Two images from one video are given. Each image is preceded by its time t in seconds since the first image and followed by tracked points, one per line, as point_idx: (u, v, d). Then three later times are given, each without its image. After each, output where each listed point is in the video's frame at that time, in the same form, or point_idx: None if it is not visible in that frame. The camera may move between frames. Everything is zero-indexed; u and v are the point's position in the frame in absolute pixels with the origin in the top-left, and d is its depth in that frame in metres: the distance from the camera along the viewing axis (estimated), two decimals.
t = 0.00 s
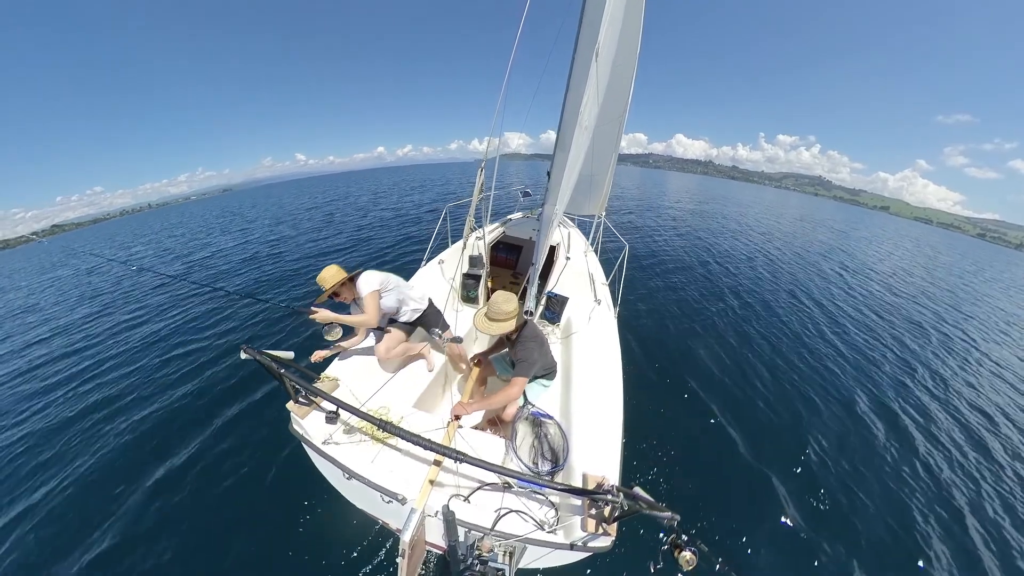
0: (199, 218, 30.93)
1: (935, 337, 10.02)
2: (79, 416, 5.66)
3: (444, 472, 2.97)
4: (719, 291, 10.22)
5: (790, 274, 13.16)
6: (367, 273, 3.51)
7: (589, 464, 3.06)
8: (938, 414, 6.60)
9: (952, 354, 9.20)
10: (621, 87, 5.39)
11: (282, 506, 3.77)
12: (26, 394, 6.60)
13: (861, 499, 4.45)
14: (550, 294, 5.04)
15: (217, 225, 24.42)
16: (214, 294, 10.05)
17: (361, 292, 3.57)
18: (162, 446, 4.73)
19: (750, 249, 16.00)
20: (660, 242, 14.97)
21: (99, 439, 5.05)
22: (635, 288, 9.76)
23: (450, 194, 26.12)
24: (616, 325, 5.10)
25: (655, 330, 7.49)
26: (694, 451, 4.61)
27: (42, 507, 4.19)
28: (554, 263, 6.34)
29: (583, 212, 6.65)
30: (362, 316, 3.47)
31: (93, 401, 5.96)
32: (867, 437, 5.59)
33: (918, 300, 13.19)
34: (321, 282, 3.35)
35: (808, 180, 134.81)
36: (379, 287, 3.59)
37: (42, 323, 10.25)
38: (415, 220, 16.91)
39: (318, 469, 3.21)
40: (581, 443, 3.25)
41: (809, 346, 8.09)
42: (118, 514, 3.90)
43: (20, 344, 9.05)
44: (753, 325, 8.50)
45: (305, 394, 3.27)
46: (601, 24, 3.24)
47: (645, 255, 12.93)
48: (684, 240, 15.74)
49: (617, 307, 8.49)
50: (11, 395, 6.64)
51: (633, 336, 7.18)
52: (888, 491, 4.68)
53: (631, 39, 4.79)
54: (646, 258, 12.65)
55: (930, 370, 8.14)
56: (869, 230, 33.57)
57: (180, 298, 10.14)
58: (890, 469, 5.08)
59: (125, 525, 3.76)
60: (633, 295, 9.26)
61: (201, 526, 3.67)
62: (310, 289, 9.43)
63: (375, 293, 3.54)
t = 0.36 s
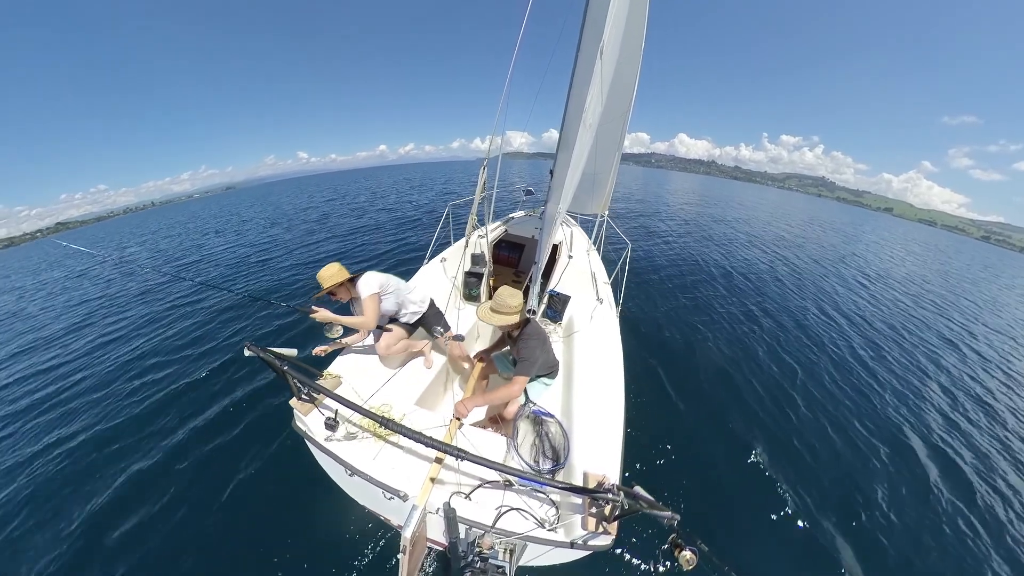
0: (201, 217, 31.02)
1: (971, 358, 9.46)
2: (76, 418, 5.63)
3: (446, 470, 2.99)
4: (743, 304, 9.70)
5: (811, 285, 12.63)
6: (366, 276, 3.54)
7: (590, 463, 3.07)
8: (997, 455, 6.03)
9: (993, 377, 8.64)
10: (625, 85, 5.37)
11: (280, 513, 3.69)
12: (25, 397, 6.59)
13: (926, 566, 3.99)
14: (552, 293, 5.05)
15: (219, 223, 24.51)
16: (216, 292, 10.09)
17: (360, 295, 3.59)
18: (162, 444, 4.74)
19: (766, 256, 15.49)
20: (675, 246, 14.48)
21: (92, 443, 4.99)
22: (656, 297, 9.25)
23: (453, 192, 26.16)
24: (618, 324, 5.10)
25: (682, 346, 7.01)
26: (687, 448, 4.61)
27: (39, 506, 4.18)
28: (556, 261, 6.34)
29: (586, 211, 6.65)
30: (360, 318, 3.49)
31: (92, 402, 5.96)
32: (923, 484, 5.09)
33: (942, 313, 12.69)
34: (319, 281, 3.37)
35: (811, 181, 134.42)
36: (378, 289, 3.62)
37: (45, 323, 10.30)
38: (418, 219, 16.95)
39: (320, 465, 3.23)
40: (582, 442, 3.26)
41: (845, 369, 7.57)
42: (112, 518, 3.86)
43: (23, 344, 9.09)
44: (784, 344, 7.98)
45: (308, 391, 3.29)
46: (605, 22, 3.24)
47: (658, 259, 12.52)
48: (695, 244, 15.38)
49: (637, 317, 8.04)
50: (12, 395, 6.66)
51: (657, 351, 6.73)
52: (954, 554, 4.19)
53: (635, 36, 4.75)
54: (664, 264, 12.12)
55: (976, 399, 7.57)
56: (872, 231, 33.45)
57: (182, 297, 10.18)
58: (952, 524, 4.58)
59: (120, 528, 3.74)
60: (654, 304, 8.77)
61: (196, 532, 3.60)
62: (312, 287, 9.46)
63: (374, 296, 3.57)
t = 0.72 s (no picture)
0: (205, 215, 31.15)
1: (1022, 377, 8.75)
2: (79, 417, 5.67)
3: (449, 465, 3.00)
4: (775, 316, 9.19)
5: (841, 294, 12.05)
6: (366, 277, 3.56)
7: (592, 459, 3.09)
8: None
9: None
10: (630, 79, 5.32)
11: (289, 514, 3.73)
12: (30, 394, 6.64)
13: None
14: (556, 289, 5.05)
15: (224, 221, 24.64)
16: (220, 290, 10.15)
17: (363, 295, 3.60)
18: (165, 444, 4.78)
19: (790, 261, 14.93)
20: (696, 250, 14.01)
21: (96, 443, 5.02)
22: (683, 305, 8.81)
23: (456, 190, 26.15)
24: (621, 321, 5.10)
25: (716, 362, 6.57)
26: (686, 446, 4.63)
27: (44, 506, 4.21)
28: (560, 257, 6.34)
29: (590, 207, 6.65)
30: (363, 321, 3.50)
31: (96, 400, 6.01)
32: (991, 530, 4.60)
33: (981, 325, 12.02)
34: (319, 280, 3.40)
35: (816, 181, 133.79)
36: (379, 290, 3.64)
37: (51, 320, 10.38)
38: (421, 217, 16.98)
39: (325, 459, 3.26)
40: (585, 437, 3.28)
41: (890, 390, 7.05)
42: (114, 520, 3.89)
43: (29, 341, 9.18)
44: (823, 361, 7.48)
45: (312, 387, 3.32)
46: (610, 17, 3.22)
47: (679, 263, 12.10)
48: (715, 247, 14.91)
49: (666, 326, 7.61)
50: (19, 392, 6.73)
51: (688, 365, 6.34)
52: None
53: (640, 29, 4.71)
54: (688, 269, 11.63)
55: None
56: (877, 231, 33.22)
57: (186, 294, 10.24)
58: None
59: (123, 529, 3.79)
60: (681, 313, 8.33)
61: (201, 534, 3.63)
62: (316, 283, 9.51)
63: (376, 298, 3.57)
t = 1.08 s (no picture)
0: (208, 212, 31.23)
1: None
2: (83, 412, 5.69)
3: (451, 462, 3.02)
4: (805, 329, 8.78)
5: (871, 306, 11.53)
6: (369, 275, 3.58)
7: (594, 458, 3.10)
8: None
9: None
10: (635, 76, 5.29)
11: (294, 504, 3.71)
12: (36, 388, 6.70)
13: None
14: (559, 287, 5.06)
15: (226, 218, 24.68)
16: (223, 285, 10.16)
17: (365, 294, 3.62)
18: (168, 439, 4.79)
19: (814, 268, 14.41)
20: (719, 255, 13.57)
21: (99, 438, 5.03)
22: (711, 314, 8.46)
23: (460, 187, 26.15)
24: (624, 319, 5.10)
25: (748, 379, 6.25)
26: (685, 445, 4.64)
27: (47, 501, 4.23)
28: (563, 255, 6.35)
29: (594, 205, 6.63)
30: (365, 320, 3.53)
31: (100, 395, 6.02)
32: None
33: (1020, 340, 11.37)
34: (322, 278, 3.43)
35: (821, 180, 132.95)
36: (381, 289, 3.66)
37: (54, 315, 10.42)
38: (424, 213, 16.98)
39: (328, 453, 3.29)
40: (587, 435, 3.29)
41: (931, 415, 6.64)
42: (116, 514, 3.90)
43: (33, 337, 9.23)
44: (858, 381, 7.09)
45: (316, 382, 3.34)
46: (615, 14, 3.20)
47: (699, 267, 11.69)
48: (736, 252, 14.47)
49: (694, 337, 7.28)
50: (26, 385, 6.80)
51: (718, 380, 6.03)
52: None
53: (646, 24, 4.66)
54: (713, 275, 11.23)
55: None
56: (882, 231, 32.98)
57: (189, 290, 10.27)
58: None
59: (125, 524, 3.79)
60: (709, 322, 7.99)
61: (204, 526, 3.63)
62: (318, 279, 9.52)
63: (377, 297, 3.59)
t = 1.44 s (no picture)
0: (213, 210, 31.37)
1: None
2: (88, 410, 5.73)
3: (451, 461, 3.03)
4: (841, 344, 8.39)
5: (902, 317, 11.08)
6: (373, 272, 3.60)
7: (595, 458, 3.09)
8: None
9: None
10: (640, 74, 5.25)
11: (298, 499, 3.78)
12: (44, 385, 6.76)
13: None
14: (562, 288, 5.08)
15: (232, 216, 24.81)
16: (227, 284, 10.23)
17: (367, 292, 3.64)
18: (172, 436, 4.83)
19: (839, 275, 13.99)
20: (743, 261, 13.18)
21: (104, 436, 5.07)
22: (742, 326, 8.11)
23: (463, 185, 26.10)
24: (627, 320, 5.09)
25: (789, 402, 5.92)
26: (686, 446, 4.63)
27: (53, 499, 4.27)
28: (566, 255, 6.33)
29: (597, 205, 6.61)
30: (365, 318, 3.54)
31: (105, 392, 6.07)
32: None
33: None
34: (327, 270, 3.45)
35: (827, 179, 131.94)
36: (384, 286, 3.67)
37: (62, 313, 10.53)
38: (428, 212, 16.97)
39: (330, 451, 3.31)
40: (588, 435, 3.29)
41: (985, 448, 6.14)
42: (121, 513, 3.94)
43: (41, 334, 9.32)
44: (901, 402, 6.73)
45: (319, 380, 3.36)
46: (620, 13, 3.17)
47: (717, 275, 11.17)
48: (759, 257, 14.06)
49: (728, 351, 6.95)
50: (34, 384, 6.87)
51: (756, 402, 5.72)
52: None
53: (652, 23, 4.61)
54: (740, 283, 10.84)
55: None
56: (889, 231, 32.70)
57: (194, 288, 10.33)
58: None
59: (129, 522, 3.83)
60: (741, 336, 7.64)
61: (211, 522, 3.68)
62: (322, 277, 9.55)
63: (380, 295, 3.60)
